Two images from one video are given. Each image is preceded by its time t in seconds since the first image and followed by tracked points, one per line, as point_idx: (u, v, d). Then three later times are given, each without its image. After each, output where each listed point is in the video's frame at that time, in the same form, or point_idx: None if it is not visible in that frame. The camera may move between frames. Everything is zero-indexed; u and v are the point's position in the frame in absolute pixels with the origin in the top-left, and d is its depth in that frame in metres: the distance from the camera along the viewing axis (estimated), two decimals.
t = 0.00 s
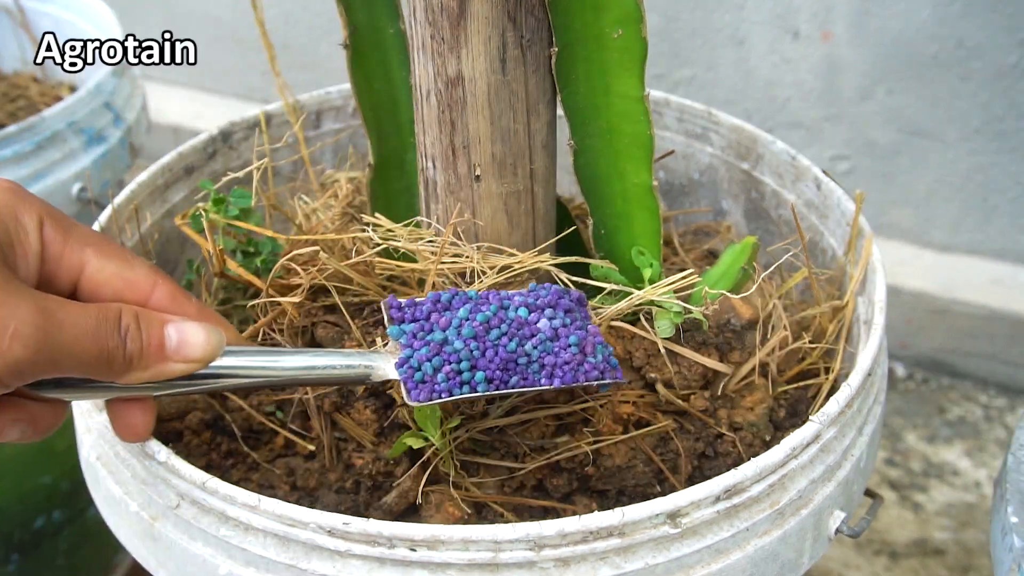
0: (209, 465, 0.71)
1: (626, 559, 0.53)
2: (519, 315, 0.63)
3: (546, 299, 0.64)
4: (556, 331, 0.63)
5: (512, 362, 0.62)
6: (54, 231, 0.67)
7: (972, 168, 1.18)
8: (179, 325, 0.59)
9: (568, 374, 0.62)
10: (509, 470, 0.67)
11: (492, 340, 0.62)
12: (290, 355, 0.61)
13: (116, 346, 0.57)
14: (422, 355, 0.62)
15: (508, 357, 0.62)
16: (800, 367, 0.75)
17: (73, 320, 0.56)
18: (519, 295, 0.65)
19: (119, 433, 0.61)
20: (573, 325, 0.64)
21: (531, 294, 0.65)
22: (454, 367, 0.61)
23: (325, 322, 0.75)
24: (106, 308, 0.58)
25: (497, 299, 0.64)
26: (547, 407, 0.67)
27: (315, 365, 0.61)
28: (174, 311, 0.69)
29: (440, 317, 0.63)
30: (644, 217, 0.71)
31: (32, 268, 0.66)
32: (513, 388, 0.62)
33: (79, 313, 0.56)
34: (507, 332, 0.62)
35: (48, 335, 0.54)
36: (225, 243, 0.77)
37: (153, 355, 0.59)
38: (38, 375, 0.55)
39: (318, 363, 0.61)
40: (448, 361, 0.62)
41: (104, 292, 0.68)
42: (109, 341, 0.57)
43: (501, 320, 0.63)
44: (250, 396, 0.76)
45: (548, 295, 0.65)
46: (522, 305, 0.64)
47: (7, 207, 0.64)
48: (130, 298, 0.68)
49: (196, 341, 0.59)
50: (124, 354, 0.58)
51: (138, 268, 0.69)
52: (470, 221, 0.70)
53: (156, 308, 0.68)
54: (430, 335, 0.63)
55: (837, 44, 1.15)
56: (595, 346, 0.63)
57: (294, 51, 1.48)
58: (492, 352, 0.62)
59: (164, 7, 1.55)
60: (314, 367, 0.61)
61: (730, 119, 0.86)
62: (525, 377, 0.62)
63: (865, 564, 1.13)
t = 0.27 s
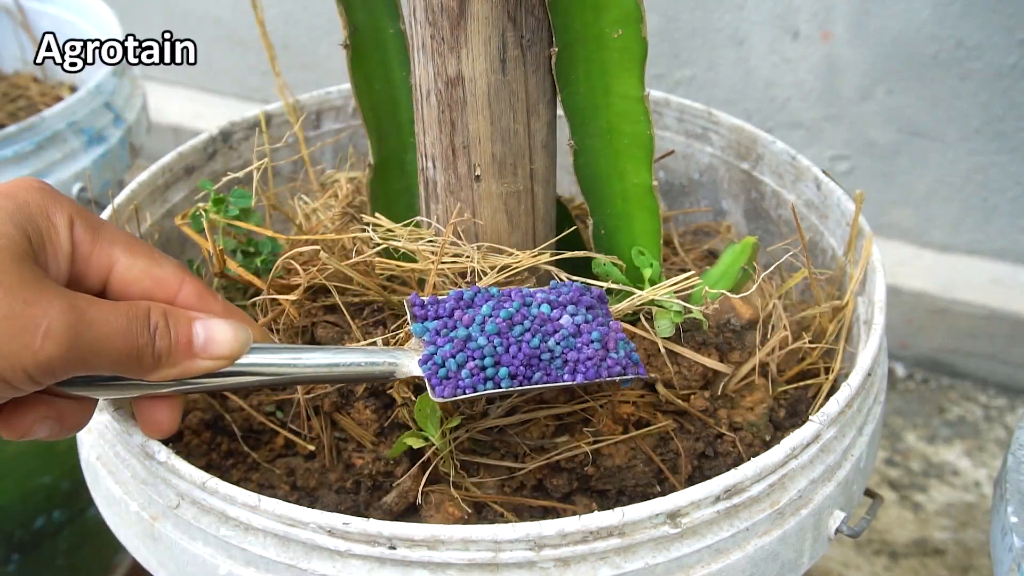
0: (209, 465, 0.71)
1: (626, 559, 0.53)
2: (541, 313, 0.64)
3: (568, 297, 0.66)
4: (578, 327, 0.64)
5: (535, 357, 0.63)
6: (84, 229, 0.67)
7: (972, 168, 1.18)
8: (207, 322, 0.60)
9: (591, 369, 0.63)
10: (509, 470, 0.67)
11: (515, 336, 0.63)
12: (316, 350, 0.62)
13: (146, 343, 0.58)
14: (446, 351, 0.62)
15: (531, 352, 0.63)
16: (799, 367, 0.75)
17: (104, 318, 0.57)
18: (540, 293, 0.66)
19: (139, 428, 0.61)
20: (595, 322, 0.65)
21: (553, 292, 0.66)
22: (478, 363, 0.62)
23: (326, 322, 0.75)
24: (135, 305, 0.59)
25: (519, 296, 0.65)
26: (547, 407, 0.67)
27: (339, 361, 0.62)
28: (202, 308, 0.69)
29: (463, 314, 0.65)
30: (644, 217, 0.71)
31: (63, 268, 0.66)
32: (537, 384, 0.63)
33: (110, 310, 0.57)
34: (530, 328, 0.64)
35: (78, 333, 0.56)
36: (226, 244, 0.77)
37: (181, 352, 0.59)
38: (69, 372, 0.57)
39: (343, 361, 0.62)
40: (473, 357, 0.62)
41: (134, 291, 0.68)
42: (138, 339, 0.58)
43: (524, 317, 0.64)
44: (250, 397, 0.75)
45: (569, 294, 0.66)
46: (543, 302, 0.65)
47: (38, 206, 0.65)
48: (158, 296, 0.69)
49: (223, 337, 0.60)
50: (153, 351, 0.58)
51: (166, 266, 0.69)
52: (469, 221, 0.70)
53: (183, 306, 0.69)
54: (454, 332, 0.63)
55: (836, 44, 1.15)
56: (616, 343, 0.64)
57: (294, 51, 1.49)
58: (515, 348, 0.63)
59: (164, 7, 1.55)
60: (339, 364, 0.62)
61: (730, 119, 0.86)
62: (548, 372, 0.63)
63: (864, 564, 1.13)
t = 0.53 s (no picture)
0: (209, 465, 0.71)
1: (626, 559, 0.53)
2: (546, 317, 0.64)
3: (572, 301, 0.65)
4: (583, 333, 0.63)
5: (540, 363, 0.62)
6: (89, 228, 0.67)
7: (972, 168, 1.18)
8: (209, 321, 0.60)
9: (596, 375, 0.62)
10: (508, 470, 0.67)
11: (519, 341, 0.62)
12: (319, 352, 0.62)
13: (148, 343, 0.58)
14: (450, 355, 0.62)
15: (535, 358, 0.62)
16: (799, 367, 0.75)
17: (107, 317, 0.56)
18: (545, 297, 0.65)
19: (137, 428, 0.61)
20: (600, 327, 0.64)
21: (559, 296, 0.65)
22: (482, 367, 0.62)
23: (326, 323, 0.75)
24: (138, 303, 0.59)
25: (524, 301, 0.64)
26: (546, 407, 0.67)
27: (341, 364, 0.62)
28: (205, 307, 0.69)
29: (467, 318, 0.64)
30: (644, 217, 0.71)
31: (66, 266, 0.66)
32: (540, 389, 0.62)
33: (111, 309, 0.57)
34: (535, 333, 0.63)
35: (80, 332, 0.55)
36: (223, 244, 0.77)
37: (183, 352, 0.59)
38: (70, 370, 0.57)
39: (346, 362, 0.62)
40: (477, 361, 0.62)
41: (138, 289, 0.69)
42: (141, 338, 0.58)
43: (529, 322, 0.63)
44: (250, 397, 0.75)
45: (575, 297, 0.65)
46: (548, 306, 0.64)
47: (40, 207, 0.65)
48: (162, 295, 0.69)
49: (226, 337, 0.59)
50: (156, 350, 0.58)
51: (169, 266, 0.70)
52: (469, 221, 0.70)
53: (186, 305, 0.69)
54: (458, 336, 0.63)
55: (836, 44, 1.15)
56: (621, 348, 0.63)
57: (294, 51, 1.49)
58: (519, 353, 0.62)
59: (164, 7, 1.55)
60: (342, 366, 0.62)
61: (730, 119, 0.86)
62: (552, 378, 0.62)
63: (864, 564, 1.13)
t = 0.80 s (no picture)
0: (209, 465, 0.71)
1: (625, 559, 0.53)
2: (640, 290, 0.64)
3: (664, 274, 0.65)
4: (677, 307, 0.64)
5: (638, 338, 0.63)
6: (216, 206, 0.62)
7: (972, 168, 1.18)
8: (329, 300, 0.56)
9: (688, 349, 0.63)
10: (508, 470, 0.67)
11: (618, 316, 0.63)
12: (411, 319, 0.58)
13: (277, 324, 0.54)
14: (551, 329, 0.62)
15: (634, 333, 0.62)
16: (799, 367, 0.75)
17: (234, 297, 0.52)
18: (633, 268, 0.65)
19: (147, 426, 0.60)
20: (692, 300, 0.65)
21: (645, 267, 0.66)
22: (584, 342, 0.62)
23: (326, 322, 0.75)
24: (261, 283, 0.54)
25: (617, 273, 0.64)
26: (546, 407, 0.67)
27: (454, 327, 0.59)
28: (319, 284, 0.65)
29: (562, 290, 0.64)
30: (644, 217, 0.71)
31: (199, 245, 0.61)
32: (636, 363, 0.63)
33: (237, 289, 0.52)
34: (632, 307, 0.63)
35: (214, 316, 0.51)
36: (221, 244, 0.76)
37: (306, 331, 0.55)
38: (201, 351, 0.52)
39: (457, 327, 0.59)
40: (578, 335, 0.62)
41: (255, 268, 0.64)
42: (268, 319, 0.53)
43: (624, 295, 0.64)
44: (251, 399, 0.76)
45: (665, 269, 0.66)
46: (641, 279, 0.64)
47: (171, 179, 0.59)
48: (277, 271, 0.65)
49: (345, 316, 0.55)
50: (281, 331, 0.54)
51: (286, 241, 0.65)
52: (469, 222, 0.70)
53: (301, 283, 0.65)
54: (556, 309, 0.62)
55: (836, 44, 1.15)
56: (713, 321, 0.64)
57: (294, 51, 1.49)
58: (619, 327, 0.63)
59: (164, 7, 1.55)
60: (453, 331, 0.59)
61: (730, 119, 0.86)
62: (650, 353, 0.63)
63: (864, 564, 1.13)
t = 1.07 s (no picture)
0: (208, 465, 0.72)
1: (626, 559, 0.53)
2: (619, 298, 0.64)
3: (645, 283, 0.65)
4: (655, 317, 0.63)
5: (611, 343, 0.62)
6: (191, 192, 0.63)
7: (972, 168, 1.18)
8: (305, 295, 0.58)
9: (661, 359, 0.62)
10: (508, 470, 0.67)
11: (594, 323, 0.63)
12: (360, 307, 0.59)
13: (250, 315, 0.56)
14: (524, 330, 0.62)
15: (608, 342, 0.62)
16: (799, 367, 0.75)
17: (214, 289, 0.54)
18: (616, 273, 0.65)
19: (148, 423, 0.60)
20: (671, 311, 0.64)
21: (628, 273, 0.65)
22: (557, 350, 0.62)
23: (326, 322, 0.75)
24: (240, 274, 0.56)
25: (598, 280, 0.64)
26: (546, 407, 0.67)
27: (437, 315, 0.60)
28: (293, 267, 0.66)
29: (543, 292, 0.63)
30: (644, 217, 0.71)
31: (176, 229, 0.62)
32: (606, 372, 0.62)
33: (216, 280, 0.54)
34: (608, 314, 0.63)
35: (191, 305, 0.53)
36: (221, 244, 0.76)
37: (281, 324, 0.57)
38: (181, 338, 0.55)
39: (440, 315, 0.60)
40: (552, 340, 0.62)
41: (231, 253, 0.66)
42: (244, 311, 0.55)
43: (603, 303, 0.63)
44: (251, 399, 0.76)
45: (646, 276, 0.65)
46: (623, 289, 0.64)
47: (147, 164, 0.61)
48: (253, 256, 0.66)
49: (321, 312, 0.57)
50: (256, 323, 0.56)
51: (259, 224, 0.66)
52: (469, 222, 0.70)
53: (274, 270, 0.66)
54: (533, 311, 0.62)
55: (836, 44, 1.15)
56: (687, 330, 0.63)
57: (294, 51, 1.49)
58: (594, 337, 0.62)
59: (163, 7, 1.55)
60: (435, 319, 0.60)
61: (730, 119, 0.86)
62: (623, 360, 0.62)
63: (864, 564, 1.13)
